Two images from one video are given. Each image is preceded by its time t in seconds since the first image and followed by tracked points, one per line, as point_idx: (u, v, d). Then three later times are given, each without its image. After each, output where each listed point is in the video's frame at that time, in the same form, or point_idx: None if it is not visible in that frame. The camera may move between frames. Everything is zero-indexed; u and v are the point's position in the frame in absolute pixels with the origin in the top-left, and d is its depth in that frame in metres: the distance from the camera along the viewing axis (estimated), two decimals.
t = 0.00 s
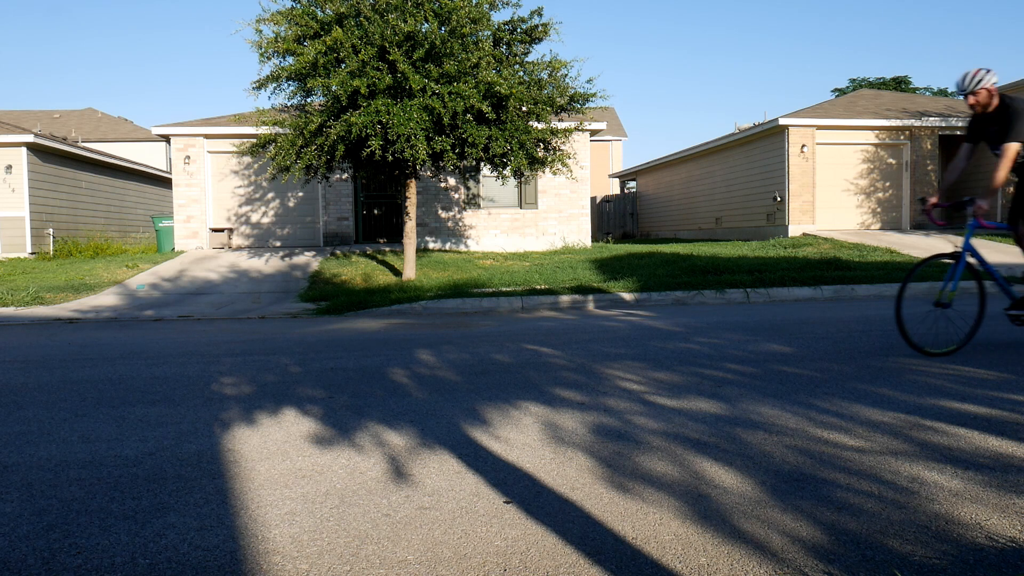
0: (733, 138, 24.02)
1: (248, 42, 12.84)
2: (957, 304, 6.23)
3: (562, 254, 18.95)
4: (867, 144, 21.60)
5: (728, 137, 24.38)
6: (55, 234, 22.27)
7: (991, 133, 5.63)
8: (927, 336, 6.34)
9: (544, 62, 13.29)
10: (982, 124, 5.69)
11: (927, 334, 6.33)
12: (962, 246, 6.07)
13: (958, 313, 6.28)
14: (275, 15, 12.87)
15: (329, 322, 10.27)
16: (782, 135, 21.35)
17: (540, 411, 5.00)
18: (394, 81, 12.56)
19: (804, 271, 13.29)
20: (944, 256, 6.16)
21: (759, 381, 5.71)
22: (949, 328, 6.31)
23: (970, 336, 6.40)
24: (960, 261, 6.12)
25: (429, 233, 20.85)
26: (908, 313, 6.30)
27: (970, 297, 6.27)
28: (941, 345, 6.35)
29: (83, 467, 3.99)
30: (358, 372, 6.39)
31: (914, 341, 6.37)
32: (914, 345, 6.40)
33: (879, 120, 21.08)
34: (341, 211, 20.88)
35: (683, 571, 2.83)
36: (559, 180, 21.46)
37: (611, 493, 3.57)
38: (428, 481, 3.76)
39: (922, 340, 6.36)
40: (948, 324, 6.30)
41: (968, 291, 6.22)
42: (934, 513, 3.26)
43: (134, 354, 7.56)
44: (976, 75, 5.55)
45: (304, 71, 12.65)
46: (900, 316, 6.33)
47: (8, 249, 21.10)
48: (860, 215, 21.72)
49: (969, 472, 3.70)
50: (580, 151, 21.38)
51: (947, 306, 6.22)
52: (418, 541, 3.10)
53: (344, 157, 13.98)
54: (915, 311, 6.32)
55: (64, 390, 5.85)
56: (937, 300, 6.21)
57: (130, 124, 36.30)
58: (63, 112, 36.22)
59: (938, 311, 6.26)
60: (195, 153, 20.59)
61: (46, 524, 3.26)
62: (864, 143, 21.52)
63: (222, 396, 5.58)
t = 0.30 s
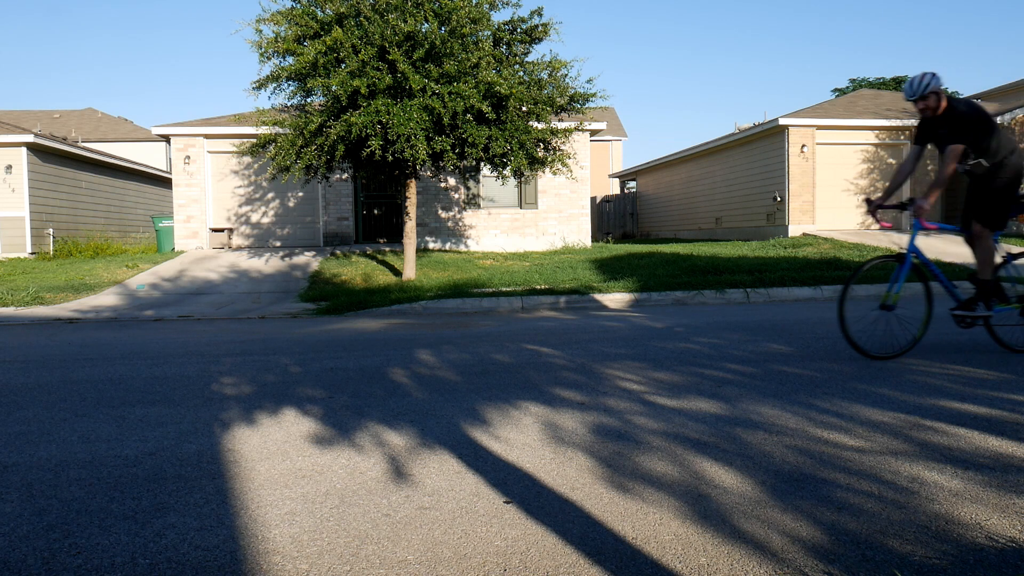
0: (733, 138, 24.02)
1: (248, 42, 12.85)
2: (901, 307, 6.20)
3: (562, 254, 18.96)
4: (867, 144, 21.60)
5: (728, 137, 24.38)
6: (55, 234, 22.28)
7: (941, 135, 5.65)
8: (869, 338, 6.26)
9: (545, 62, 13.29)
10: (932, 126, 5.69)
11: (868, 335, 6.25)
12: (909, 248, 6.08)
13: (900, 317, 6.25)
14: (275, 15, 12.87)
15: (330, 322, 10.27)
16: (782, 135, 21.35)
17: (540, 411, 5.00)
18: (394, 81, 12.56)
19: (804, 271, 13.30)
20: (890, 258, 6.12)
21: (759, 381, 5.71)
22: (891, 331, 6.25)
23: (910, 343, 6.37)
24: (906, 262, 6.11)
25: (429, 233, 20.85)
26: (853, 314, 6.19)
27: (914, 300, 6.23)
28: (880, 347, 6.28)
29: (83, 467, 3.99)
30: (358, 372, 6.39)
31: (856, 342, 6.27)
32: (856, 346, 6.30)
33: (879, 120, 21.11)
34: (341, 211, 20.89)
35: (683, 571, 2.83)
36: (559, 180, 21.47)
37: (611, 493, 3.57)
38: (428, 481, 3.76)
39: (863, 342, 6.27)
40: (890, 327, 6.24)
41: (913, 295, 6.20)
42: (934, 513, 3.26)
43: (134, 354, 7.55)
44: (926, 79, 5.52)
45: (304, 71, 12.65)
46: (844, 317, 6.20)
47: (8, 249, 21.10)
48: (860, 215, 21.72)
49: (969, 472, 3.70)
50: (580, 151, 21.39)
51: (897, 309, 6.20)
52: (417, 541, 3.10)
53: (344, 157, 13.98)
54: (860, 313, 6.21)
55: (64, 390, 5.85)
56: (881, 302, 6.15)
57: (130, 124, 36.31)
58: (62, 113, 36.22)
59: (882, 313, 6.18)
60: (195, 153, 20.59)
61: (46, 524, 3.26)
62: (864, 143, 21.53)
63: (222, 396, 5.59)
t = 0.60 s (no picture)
0: (733, 138, 24.01)
1: (248, 42, 12.86)
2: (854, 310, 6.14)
3: (562, 254, 18.97)
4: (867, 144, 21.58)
5: (728, 137, 24.38)
6: (55, 234, 22.28)
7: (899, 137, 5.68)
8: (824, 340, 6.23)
9: (545, 62, 13.29)
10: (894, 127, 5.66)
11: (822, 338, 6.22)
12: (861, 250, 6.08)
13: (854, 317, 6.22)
14: (275, 15, 12.87)
15: (330, 322, 10.27)
16: (782, 135, 21.36)
17: (540, 411, 5.00)
18: (394, 81, 12.56)
19: (804, 271, 13.31)
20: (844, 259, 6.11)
21: (760, 381, 5.70)
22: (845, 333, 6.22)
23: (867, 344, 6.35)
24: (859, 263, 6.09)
25: (429, 233, 20.85)
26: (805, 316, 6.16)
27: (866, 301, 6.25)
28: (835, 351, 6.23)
29: (83, 467, 3.99)
30: (358, 372, 6.39)
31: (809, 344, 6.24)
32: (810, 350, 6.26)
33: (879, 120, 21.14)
34: (341, 211, 20.89)
35: (683, 571, 2.83)
36: (559, 180, 21.47)
37: (611, 493, 3.57)
38: (428, 481, 3.76)
39: (821, 345, 6.22)
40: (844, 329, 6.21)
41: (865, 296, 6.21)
42: (934, 513, 3.26)
43: (134, 354, 7.55)
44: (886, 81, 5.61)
45: (304, 71, 12.65)
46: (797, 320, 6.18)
47: (8, 249, 21.10)
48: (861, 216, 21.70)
49: (969, 472, 3.70)
50: (580, 151, 21.39)
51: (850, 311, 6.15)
52: (417, 541, 3.10)
53: (344, 157, 13.98)
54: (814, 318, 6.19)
55: (64, 390, 5.85)
56: (836, 304, 6.09)
57: (130, 124, 36.32)
58: (62, 113, 36.24)
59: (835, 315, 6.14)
60: (195, 153, 20.60)
61: (46, 524, 3.26)
62: (864, 143, 21.54)
63: (221, 396, 5.58)
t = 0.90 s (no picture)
0: (733, 138, 24.01)
1: (248, 42, 12.87)
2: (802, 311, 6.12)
3: (562, 254, 18.97)
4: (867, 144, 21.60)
5: (728, 137, 24.37)
6: (55, 234, 22.27)
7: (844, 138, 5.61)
8: (767, 342, 6.22)
9: (545, 62, 13.29)
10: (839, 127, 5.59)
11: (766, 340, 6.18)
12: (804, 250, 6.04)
13: (800, 318, 6.16)
14: (275, 15, 12.87)
15: (329, 322, 10.27)
16: (782, 135, 21.37)
17: (540, 411, 5.00)
18: (394, 82, 12.56)
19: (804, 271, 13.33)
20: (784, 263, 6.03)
21: (760, 381, 5.70)
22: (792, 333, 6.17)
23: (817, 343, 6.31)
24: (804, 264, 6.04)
25: (429, 233, 20.85)
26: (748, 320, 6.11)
27: (813, 302, 6.15)
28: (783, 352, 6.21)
29: (83, 467, 3.99)
30: (358, 372, 6.40)
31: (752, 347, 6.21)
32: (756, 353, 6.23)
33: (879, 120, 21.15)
34: (341, 211, 20.89)
35: (683, 571, 2.83)
36: (559, 180, 21.47)
37: (611, 493, 3.57)
38: (428, 481, 3.76)
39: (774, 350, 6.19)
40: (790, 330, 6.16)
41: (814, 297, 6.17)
42: (935, 513, 3.26)
43: (134, 354, 7.56)
44: (830, 83, 5.41)
45: (304, 71, 12.65)
46: (741, 324, 6.13)
47: (8, 249, 21.10)
48: (861, 215, 21.72)
49: (969, 472, 3.70)
50: (580, 151, 21.39)
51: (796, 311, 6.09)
52: (418, 541, 3.10)
53: (344, 157, 13.98)
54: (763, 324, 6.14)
55: (64, 390, 5.85)
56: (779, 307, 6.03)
57: (129, 124, 36.32)
58: (62, 113, 36.24)
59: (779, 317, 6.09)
60: (195, 153, 20.60)
61: (45, 524, 3.26)
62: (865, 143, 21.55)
63: (221, 396, 5.58)
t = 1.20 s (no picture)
0: (733, 138, 23.98)
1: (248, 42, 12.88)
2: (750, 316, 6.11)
3: (562, 254, 18.97)
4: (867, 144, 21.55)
5: (728, 137, 24.37)
6: (55, 234, 22.28)
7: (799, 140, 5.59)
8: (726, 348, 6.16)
9: (545, 61, 13.29)
10: (794, 128, 5.54)
11: (720, 343, 6.15)
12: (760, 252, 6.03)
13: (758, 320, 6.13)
14: (275, 15, 12.88)
15: (329, 322, 10.27)
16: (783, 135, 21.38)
17: (540, 411, 5.00)
18: (394, 82, 12.57)
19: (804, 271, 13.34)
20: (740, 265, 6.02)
21: (760, 381, 5.70)
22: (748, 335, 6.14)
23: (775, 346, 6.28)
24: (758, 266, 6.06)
25: (429, 233, 20.86)
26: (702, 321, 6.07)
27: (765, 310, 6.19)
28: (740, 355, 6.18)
29: (84, 467, 3.99)
30: (359, 372, 6.40)
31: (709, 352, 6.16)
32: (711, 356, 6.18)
33: (879, 120, 21.15)
34: (341, 211, 20.89)
35: (683, 571, 2.83)
36: (559, 180, 21.47)
37: (611, 493, 3.57)
38: (428, 481, 3.76)
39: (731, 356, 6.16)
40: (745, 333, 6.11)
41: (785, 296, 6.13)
42: (934, 513, 3.26)
43: (135, 354, 7.56)
44: (782, 85, 5.41)
45: (304, 71, 12.66)
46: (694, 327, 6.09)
47: (8, 249, 21.10)
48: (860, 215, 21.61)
49: (969, 472, 3.70)
50: (580, 151, 21.39)
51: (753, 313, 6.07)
52: (418, 541, 3.09)
53: (344, 157, 13.98)
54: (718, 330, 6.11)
55: (64, 390, 5.85)
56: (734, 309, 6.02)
57: (129, 124, 36.33)
58: (63, 113, 36.26)
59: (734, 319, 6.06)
60: (195, 153, 20.60)
61: (46, 524, 3.26)
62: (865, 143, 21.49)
63: (221, 396, 5.59)
